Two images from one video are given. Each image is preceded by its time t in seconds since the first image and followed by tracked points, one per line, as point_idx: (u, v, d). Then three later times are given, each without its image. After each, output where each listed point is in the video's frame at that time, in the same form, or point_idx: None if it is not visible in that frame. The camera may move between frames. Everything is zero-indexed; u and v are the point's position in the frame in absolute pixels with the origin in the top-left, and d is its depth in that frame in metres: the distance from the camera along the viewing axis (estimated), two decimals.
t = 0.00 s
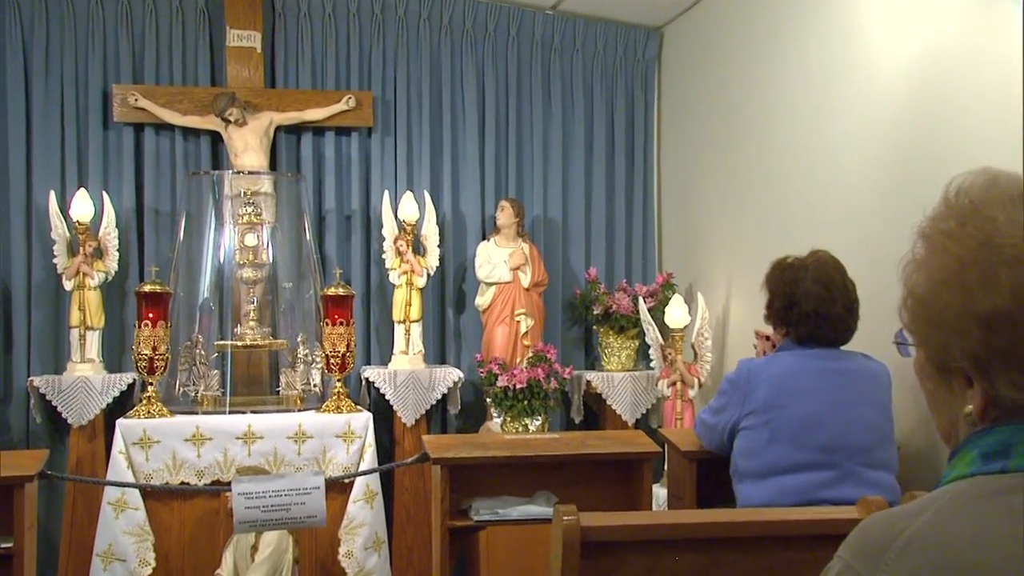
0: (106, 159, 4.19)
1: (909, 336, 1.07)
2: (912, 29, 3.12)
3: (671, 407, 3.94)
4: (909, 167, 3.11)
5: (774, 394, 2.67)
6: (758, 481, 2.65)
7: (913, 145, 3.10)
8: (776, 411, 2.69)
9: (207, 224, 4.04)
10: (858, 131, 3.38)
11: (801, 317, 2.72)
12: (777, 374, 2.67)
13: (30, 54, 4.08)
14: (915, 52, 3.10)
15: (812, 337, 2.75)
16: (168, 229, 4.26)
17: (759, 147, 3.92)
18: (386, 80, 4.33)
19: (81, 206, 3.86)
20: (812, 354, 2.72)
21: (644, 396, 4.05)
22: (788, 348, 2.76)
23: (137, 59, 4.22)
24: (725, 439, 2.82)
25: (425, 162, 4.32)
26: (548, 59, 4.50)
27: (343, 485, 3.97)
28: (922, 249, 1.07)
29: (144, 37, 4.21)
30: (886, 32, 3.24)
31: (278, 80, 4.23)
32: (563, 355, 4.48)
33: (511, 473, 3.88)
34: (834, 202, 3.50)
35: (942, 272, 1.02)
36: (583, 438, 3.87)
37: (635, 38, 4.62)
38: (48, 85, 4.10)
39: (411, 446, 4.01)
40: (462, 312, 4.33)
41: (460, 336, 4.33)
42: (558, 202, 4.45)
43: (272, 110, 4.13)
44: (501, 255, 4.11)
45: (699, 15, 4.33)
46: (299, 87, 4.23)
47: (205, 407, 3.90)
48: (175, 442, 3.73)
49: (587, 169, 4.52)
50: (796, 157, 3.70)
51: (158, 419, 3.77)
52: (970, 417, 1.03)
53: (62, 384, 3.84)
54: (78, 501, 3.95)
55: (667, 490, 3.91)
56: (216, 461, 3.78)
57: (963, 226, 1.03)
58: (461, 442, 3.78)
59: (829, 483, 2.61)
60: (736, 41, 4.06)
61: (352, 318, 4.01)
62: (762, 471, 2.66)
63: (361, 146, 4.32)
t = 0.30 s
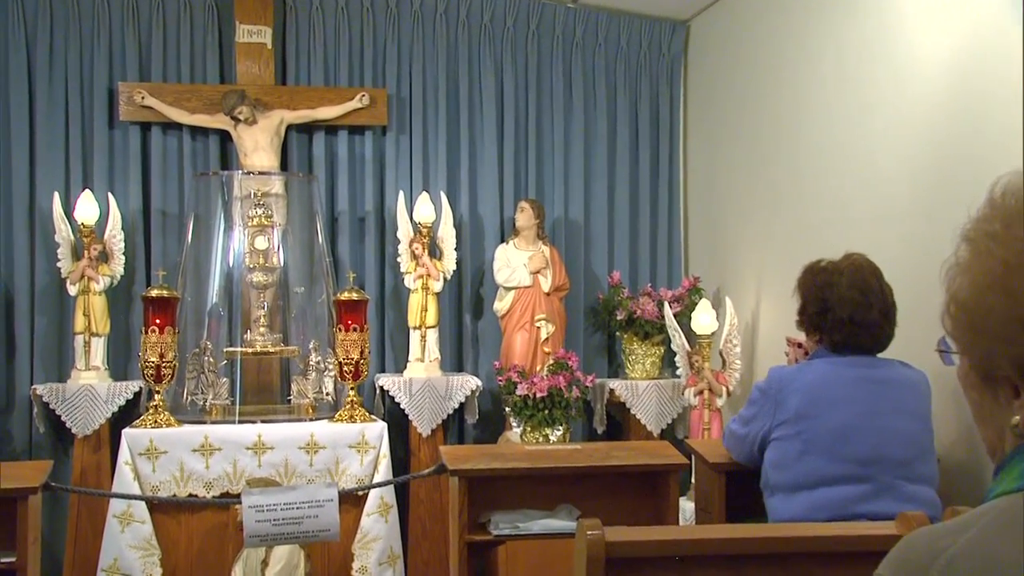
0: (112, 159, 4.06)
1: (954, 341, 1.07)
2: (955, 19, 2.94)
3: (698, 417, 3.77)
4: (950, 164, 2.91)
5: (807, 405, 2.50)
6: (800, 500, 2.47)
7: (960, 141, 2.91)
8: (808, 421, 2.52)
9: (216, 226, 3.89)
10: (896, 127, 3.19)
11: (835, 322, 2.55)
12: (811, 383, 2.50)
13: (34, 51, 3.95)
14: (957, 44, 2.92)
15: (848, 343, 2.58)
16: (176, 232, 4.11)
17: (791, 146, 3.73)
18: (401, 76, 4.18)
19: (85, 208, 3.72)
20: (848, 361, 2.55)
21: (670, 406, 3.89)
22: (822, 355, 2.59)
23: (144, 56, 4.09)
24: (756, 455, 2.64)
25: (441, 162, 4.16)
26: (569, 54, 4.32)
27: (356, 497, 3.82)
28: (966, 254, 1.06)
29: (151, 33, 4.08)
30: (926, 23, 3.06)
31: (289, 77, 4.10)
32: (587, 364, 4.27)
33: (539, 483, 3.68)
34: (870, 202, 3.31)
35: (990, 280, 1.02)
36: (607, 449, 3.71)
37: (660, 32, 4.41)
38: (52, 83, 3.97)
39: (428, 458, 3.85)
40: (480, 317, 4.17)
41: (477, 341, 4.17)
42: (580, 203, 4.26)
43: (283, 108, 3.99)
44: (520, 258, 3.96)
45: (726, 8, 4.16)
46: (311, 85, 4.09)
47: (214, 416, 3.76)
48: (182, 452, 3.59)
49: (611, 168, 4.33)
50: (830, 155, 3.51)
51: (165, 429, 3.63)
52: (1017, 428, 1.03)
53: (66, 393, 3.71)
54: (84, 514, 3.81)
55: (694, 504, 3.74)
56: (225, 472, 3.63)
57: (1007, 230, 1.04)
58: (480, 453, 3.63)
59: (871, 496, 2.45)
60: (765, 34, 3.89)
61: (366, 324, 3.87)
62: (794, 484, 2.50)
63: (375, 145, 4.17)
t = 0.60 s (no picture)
0: (118, 161, 3.93)
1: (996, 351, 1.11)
2: (997, 9, 2.77)
3: (725, 428, 3.62)
4: (993, 163, 2.74)
5: (841, 416, 2.33)
6: (839, 521, 2.29)
7: (1005, 138, 2.73)
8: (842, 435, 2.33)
9: (225, 231, 3.75)
10: (935, 124, 3.02)
11: (869, 329, 2.37)
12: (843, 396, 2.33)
13: (38, 50, 3.84)
14: (999, 35, 2.75)
15: (882, 352, 2.39)
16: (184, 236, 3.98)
17: (822, 145, 3.55)
18: (415, 75, 4.04)
19: (91, 211, 3.60)
20: (884, 371, 2.36)
21: (696, 416, 3.73)
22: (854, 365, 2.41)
23: (151, 55, 3.96)
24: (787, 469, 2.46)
25: (458, 162, 4.02)
26: (590, 50, 4.17)
27: (370, 511, 3.68)
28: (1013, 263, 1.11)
29: (158, 31, 3.95)
30: (965, 14, 2.89)
31: (301, 75, 3.98)
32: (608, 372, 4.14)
33: (566, 496, 3.34)
34: (906, 204, 3.14)
35: None
36: (631, 461, 3.56)
37: (684, 28, 4.25)
38: (56, 82, 3.85)
39: (445, 469, 3.72)
40: (498, 323, 4.02)
41: (495, 348, 4.03)
42: (602, 205, 4.11)
43: (295, 108, 3.87)
44: (539, 263, 3.82)
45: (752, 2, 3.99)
46: (324, 84, 3.96)
47: (224, 427, 3.63)
48: (189, 463, 3.46)
49: (632, 169, 4.18)
50: (863, 155, 3.34)
51: (173, 440, 3.50)
52: None
53: (71, 402, 3.58)
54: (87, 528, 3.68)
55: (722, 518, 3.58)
56: (234, 485, 3.50)
57: None
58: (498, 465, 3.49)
59: (908, 511, 2.29)
60: (793, 28, 3.72)
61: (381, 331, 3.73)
62: (827, 498, 2.33)
63: (389, 146, 4.04)
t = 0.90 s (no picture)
0: (121, 161, 3.81)
1: None
2: None
3: (750, 439, 3.47)
4: None
5: (872, 427, 2.13)
6: (882, 545, 2.12)
7: None
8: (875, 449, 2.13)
9: (231, 234, 3.62)
10: (972, 118, 2.85)
11: (903, 339, 2.18)
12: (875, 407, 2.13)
13: (38, 47, 3.72)
14: None
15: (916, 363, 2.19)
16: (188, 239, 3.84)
17: (852, 143, 3.39)
18: (428, 72, 3.91)
19: (91, 214, 3.47)
20: (921, 381, 2.15)
21: (720, 427, 3.58)
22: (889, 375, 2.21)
23: (155, 52, 3.83)
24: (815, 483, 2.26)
25: (472, 163, 3.88)
26: (610, 46, 4.02)
27: (380, 525, 3.53)
28: None
29: (162, 28, 3.83)
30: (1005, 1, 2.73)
31: (309, 73, 3.85)
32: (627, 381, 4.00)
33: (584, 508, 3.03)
34: (942, 204, 2.97)
35: None
36: (653, 474, 3.42)
37: (706, 22, 4.09)
38: (57, 80, 3.73)
39: (457, 483, 3.58)
40: (514, 330, 3.88)
41: (510, 356, 3.89)
42: (622, 206, 3.96)
43: (303, 107, 3.74)
44: (556, 267, 3.67)
45: None
46: (333, 82, 3.83)
47: (229, 438, 3.49)
48: (193, 475, 3.33)
49: (652, 169, 4.03)
50: (896, 153, 3.18)
51: (177, 451, 3.37)
52: None
53: (72, 413, 3.45)
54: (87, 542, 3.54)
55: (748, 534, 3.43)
56: (240, 498, 3.37)
57: None
58: (514, 477, 3.34)
59: (943, 527, 2.10)
60: (821, 21, 3.57)
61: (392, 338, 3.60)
62: (860, 514, 2.14)
63: (401, 146, 3.90)
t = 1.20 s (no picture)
0: (123, 161, 3.68)
1: None
2: None
3: (776, 449, 3.31)
4: None
5: (905, 438, 1.96)
6: (916, 560, 1.95)
7: None
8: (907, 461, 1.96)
9: (236, 235, 3.49)
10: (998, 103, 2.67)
11: (937, 345, 2.00)
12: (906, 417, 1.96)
13: (38, 43, 3.60)
14: None
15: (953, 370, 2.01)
16: (193, 241, 3.71)
17: (882, 139, 3.23)
18: (440, 67, 3.78)
19: (92, 216, 3.35)
20: (957, 391, 1.97)
21: (745, 436, 3.44)
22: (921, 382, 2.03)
23: (158, 47, 3.71)
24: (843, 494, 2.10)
25: (487, 162, 3.75)
26: (629, 39, 3.88)
27: (392, 538, 3.40)
28: None
29: (165, 22, 3.70)
30: None
31: (317, 69, 3.73)
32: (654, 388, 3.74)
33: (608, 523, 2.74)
34: (972, 203, 2.78)
35: None
36: (675, 485, 3.27)
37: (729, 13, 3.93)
38: (57, 76, 3.61)
39: (471, 494, 3.45)
40: (530, 335, 3.75)
41: (526, 361, 3.75)
42: (642, 206, 3.82)
43: (312, 104, 3.62)
44: (573, 270, 3.54)
45: None
46: (342, 78, 3.70)
47: (235, 447, 3.36)
48: (198, 486, 3.20)
49: (673, 166, 3.88)
50: (925, 146, 3.01)
51: (181, 461, 3.24)
52: None
53: (72, 421, 3.33)
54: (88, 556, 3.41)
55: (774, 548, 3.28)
56: (246, 510, 3.24)
57: None
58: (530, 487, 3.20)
59: (981, 542, 1.93)
60: (849, 11, 3.41)
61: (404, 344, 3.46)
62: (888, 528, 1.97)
63: (413, 144, 3.77)
